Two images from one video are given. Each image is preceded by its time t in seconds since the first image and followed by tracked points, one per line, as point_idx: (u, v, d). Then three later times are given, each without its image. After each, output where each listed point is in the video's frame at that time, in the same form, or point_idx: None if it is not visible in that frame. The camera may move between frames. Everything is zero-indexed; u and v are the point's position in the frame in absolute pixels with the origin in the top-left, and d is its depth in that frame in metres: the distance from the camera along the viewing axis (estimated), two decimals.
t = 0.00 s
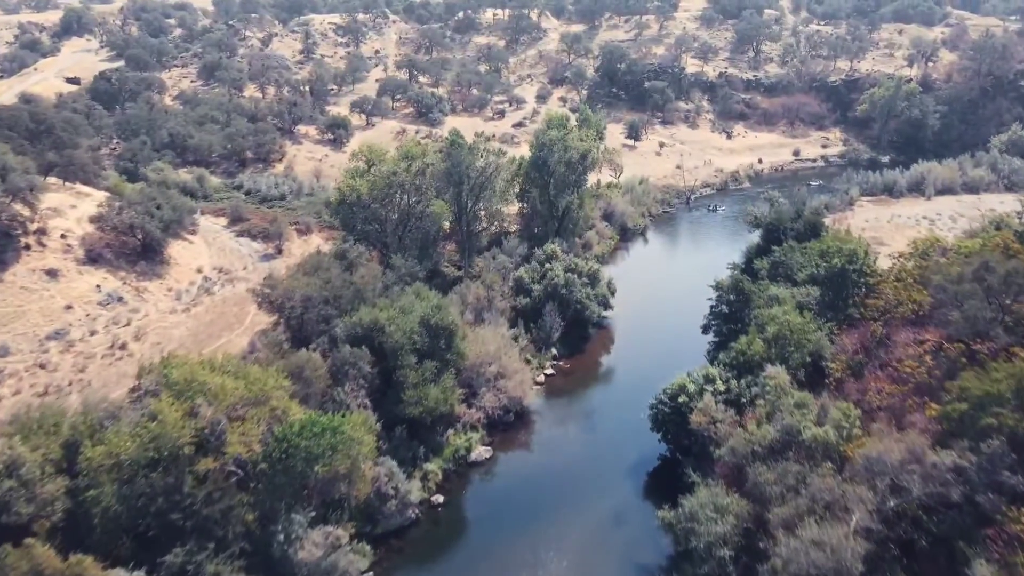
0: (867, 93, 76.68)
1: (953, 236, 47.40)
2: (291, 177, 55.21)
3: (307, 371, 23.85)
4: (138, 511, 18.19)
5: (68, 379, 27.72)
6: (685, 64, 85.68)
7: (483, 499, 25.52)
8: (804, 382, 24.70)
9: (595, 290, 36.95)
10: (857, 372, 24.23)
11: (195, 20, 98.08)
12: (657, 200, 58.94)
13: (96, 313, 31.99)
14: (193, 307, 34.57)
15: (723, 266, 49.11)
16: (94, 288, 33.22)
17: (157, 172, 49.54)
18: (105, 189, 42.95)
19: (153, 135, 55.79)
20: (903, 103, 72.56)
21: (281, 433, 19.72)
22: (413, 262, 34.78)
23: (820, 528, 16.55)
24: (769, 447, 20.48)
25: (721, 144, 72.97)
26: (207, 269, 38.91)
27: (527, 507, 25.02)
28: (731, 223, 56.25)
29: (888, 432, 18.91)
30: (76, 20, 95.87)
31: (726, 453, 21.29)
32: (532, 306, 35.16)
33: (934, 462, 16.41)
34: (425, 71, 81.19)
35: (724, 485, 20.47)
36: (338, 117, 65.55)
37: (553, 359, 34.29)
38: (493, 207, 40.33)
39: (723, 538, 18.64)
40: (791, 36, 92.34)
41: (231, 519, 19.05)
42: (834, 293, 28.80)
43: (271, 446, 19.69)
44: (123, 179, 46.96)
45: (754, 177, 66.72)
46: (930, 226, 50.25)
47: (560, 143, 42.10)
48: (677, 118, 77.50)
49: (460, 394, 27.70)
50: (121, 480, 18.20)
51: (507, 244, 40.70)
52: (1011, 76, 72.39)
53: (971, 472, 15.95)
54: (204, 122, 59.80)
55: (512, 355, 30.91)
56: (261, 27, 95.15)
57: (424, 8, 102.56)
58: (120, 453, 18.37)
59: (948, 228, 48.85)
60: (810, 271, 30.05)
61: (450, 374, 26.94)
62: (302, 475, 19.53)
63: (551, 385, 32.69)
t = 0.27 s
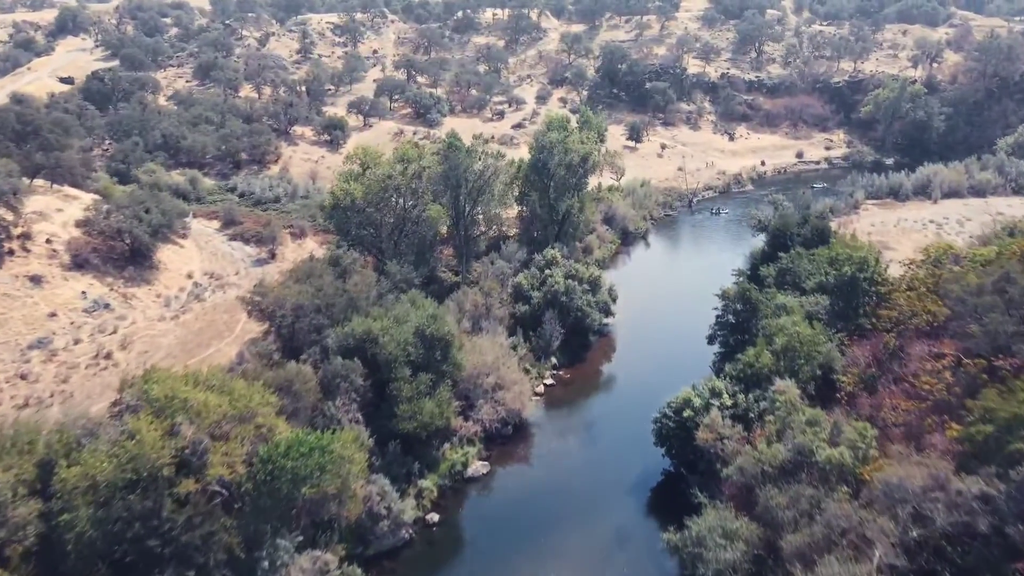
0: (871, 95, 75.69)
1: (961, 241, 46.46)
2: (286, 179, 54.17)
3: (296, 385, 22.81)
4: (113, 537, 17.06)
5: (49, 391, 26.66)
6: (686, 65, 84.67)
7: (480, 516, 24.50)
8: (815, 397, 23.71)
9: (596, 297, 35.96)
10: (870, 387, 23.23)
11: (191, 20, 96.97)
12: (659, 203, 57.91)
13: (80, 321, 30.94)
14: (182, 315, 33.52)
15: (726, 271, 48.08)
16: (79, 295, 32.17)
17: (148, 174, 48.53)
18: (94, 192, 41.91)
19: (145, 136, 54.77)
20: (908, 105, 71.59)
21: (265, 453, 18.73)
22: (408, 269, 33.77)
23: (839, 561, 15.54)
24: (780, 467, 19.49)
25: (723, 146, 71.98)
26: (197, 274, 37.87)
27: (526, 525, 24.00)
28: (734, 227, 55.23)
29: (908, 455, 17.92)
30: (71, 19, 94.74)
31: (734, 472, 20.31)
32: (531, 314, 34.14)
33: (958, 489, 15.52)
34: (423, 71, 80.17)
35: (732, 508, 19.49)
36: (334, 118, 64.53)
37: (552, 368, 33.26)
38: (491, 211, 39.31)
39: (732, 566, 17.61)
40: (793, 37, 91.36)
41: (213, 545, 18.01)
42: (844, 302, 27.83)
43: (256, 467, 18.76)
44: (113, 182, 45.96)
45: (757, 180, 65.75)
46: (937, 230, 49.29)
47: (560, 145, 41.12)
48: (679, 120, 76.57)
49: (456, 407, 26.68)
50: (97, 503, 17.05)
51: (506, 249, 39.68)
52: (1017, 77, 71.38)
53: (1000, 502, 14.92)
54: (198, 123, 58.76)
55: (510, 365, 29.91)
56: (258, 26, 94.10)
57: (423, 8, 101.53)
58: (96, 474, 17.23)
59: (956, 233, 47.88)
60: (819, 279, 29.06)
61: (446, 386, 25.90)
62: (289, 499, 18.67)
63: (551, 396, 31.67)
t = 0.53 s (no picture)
0: (876, 95, 74.70)
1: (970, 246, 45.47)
2: (281, 181, 53.16)
3: (284, 400, 21.84)
4: (85, 566, 15.96)
5: (29, 403, 25.62)
6: (688, 65, 83.67)
7: (477, 535, 23.49)
8: (826, 411, 22.73)
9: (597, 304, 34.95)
10: (884, 402, 22.25)
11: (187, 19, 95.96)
12: (661, 205, 56.89)
13: (65, 330, 29.91)
14: (171, 322, 32.50)
15: (730, 275, 47.09)
16: (64, 302, 31.14)
17: (140, 176, 47.53)
18: (83, 195, 40.88)
19: (138, 138, 53.75)
20: (913, 106, 70.61)
21: (251, 477, 17.85)
22: (404, 275, 32.78)
23: None
24: (793, 489, 18.51)
25: (725, 147, 70.99)
26: (187, 280, 36.84)
27: (525, 545, 23.01)
28: (738, 230, 54.20)
29: (929, 479, 16.93)
30: (66, 18, 93.67)
31: (744, 493, 19.34)
32: (531, 322, 33.14)
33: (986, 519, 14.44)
34: (422, 71, 79.16)
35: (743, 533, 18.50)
36: (331, 119, 63.52)
37: (552, 378, 32.25)
38: (490, 216, 38.31)
39: None
40: (796, 36, 90.39)
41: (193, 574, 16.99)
42: (855, 311, 26.85)
43: (240, 491, 17.83)
44: (104, 185, 44.96)
45: (760, 182, 64.76)
46: (945, 234, 48.29)
47: (560, 147, 40.14)
48: (681, 121, 75.63)
49: (453, 421, 25.67)
50: (71, 529, 15.97)
51: (505, 254, 38.69)
52: None
53: None
54: (191, 124, 57.74)
55: (509, 376, 28.90)
56: (255, 26, 93.08)
57: (422, 7, 100.50)
58: (70, 498, 16.12)
59: (965, 237, 46.89)
60: (828, 287, 28.07)
61: (442, 399, 24.90)
62: (274, 525, 17.71)
63: (551, 407, 30.65)
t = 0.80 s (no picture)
0: (880, 96, 73.72)
1: (979, 251, 44.51)
2: (276, 184, 52.17)
3: (272, 417, 20.86)
4: None
5: (8, 418, 24.58)
6: (690, 65, 82.68)
7: (475, 556, 22.48)
8: (839, 428, 21.80)
9: (599, 312, 33.98)
10: (902, 420, 21.31)
11: (184, 19, 94.91)
12: (663, 208, 55.88)
13: (49, 339, 28.91)
14: (159, 331, 31.49)
15: (735, 280, 46.08)
16: (48, 311, 30.14)
17: (132, 180, 46.56)
18: (71, 198, 39.87)
19: (130, 139, 52.76)
20: (918, 106, 69.65)
21: (232, 503, 16.84)
22: (400, 283, 31.81)
23: None
24: (807, 515, 17.55)
25: (728, 148, 70.01)
26: (177, 286, 35.83)
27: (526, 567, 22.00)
28: (743, 234, 53.20)
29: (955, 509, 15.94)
30: (62, 18, 92.63)
31: (755, 517, 18.40)
32: (531, 331, 32.15)
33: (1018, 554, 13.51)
34: (420, 71, 78.20)
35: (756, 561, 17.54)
36: (328, 120, 62.55)
37: (553, 389, 31.26)
38: (489, 220, 37.32)
39: None
40: (799, 37, 89.41)
41: None
42: (867, 321, 25.89)
43: (221, 518, 16.84)
44: (95, 188, 44.00)
45: (763, 184, 63.79)
46: (954, 238, 47.32)
47: (561, 150, 39.15)
48: (682, 122, 74.72)
49: (449, 436, 24.68)
50: (43, 559, 14.84)
51: (504, 260, 37.70)
52: None
53: None
54: (185, 126, 56.75)
55: (508, 388, 27.93)
56: (252, 26, 92.13)
57: (420, 7, 99.51)
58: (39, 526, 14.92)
59: (973, 242, 45.94)
60: (839, 296, 27.10)
61: (439, 414, 23.91)
62: (257, 554, 16.63)
63: (552, 419, 29.65)
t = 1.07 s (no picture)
0: (879, 96, 72.91)
1: (983, 254, 43.69)
2: (265, 188, 51.06)
3: (255, 438, 19.83)
4: None
5: None
6: (687, 65, 81.78)
7: None
8: (849, 446, 20.89)
9: (597, 320, 33.01)
10: (914, 438, 20.44)
11: (174, 19, 93.57)
12: (661, 211, 54.93)
13: (25, 353, 27.82)
14: (142, 342, 30.42)
15: (735, 284, 45.14)
16: (25, 323, 29.05)
17: (117, 184, 45.42)
18: (53, 205, 38.72)
19: (116, 143, 51.59)
20: (917, 107, 68.86)
21: (208, 536, 15.79)
22: (392, 292, 30.80)
23: None
24: (819, 542, 16.61)
25: (725, 149, 69.14)
26: (162, 295, 34.75)
27: None
28: (742, 237, 52.27)
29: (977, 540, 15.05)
30: (50, 19, 91.23)
31: (763, 543, 17.47)
32: (526, 341, 31.15)
33: None
34: (414, 72, 77.18)
35: None
36: (319, 122, 61.45)
37: (549, 400, 30.29)
38: (482, 225, 36.33)
39: None
40: (796, 36, 88.58)
41: None
42: (874, 331, 24.99)
43: (195, 551, 15.77)
44: (78, 193, 42.87)
45: (762, 186, 62.91)
46: (956, 241, 46.52)
47: (556, 153, 38.18)
48: (679, 123, 73.86)
49: (442, 453, 23.69)
50: None
51: (499, 266, 36.70)
52: None
53: None
54: (173, 128, 55.58)
55: (502, 402, 26.96)
56: (243, 27, 90.94)
57: (414, 7, 98.38)
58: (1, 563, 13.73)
59: (976, 245, 45.15)
60: (845, 304, 26.21)
61: (430, 431, 22.93)
62: None
63: (548, 433, 28.67)
